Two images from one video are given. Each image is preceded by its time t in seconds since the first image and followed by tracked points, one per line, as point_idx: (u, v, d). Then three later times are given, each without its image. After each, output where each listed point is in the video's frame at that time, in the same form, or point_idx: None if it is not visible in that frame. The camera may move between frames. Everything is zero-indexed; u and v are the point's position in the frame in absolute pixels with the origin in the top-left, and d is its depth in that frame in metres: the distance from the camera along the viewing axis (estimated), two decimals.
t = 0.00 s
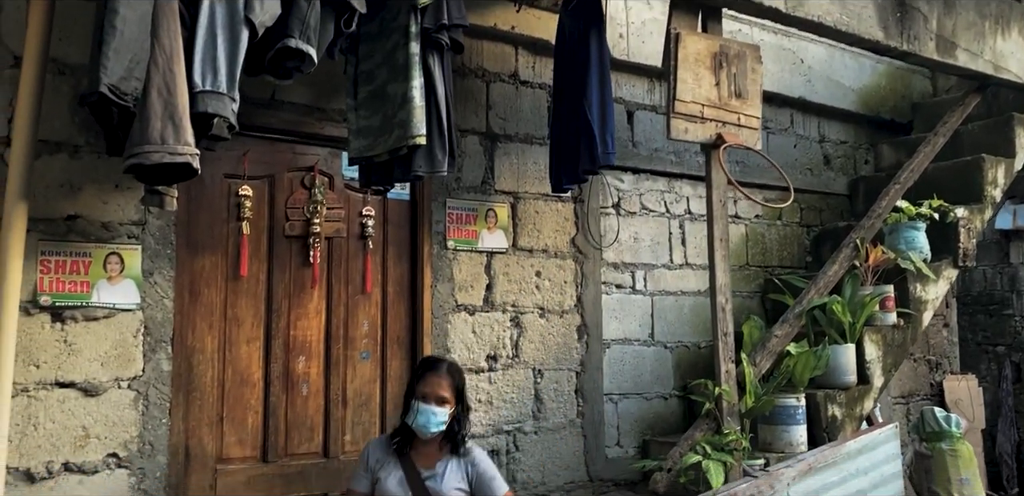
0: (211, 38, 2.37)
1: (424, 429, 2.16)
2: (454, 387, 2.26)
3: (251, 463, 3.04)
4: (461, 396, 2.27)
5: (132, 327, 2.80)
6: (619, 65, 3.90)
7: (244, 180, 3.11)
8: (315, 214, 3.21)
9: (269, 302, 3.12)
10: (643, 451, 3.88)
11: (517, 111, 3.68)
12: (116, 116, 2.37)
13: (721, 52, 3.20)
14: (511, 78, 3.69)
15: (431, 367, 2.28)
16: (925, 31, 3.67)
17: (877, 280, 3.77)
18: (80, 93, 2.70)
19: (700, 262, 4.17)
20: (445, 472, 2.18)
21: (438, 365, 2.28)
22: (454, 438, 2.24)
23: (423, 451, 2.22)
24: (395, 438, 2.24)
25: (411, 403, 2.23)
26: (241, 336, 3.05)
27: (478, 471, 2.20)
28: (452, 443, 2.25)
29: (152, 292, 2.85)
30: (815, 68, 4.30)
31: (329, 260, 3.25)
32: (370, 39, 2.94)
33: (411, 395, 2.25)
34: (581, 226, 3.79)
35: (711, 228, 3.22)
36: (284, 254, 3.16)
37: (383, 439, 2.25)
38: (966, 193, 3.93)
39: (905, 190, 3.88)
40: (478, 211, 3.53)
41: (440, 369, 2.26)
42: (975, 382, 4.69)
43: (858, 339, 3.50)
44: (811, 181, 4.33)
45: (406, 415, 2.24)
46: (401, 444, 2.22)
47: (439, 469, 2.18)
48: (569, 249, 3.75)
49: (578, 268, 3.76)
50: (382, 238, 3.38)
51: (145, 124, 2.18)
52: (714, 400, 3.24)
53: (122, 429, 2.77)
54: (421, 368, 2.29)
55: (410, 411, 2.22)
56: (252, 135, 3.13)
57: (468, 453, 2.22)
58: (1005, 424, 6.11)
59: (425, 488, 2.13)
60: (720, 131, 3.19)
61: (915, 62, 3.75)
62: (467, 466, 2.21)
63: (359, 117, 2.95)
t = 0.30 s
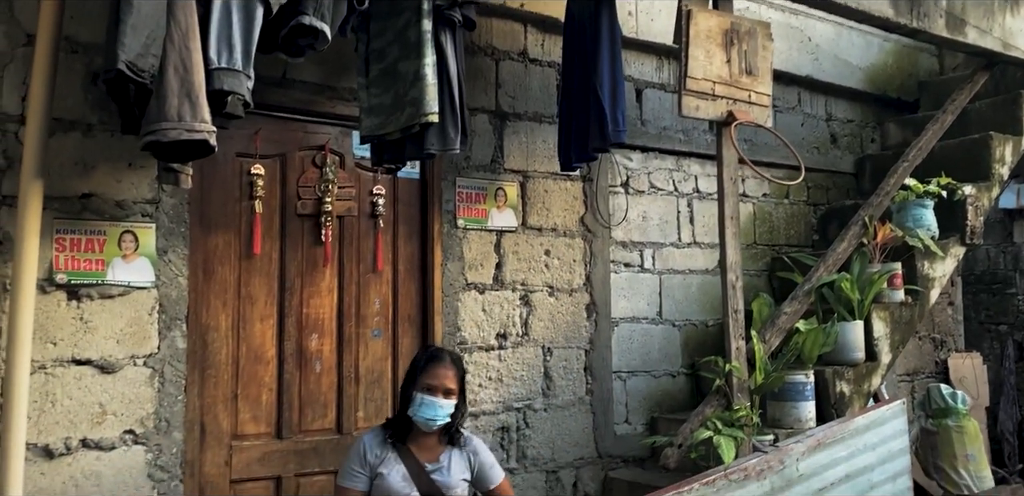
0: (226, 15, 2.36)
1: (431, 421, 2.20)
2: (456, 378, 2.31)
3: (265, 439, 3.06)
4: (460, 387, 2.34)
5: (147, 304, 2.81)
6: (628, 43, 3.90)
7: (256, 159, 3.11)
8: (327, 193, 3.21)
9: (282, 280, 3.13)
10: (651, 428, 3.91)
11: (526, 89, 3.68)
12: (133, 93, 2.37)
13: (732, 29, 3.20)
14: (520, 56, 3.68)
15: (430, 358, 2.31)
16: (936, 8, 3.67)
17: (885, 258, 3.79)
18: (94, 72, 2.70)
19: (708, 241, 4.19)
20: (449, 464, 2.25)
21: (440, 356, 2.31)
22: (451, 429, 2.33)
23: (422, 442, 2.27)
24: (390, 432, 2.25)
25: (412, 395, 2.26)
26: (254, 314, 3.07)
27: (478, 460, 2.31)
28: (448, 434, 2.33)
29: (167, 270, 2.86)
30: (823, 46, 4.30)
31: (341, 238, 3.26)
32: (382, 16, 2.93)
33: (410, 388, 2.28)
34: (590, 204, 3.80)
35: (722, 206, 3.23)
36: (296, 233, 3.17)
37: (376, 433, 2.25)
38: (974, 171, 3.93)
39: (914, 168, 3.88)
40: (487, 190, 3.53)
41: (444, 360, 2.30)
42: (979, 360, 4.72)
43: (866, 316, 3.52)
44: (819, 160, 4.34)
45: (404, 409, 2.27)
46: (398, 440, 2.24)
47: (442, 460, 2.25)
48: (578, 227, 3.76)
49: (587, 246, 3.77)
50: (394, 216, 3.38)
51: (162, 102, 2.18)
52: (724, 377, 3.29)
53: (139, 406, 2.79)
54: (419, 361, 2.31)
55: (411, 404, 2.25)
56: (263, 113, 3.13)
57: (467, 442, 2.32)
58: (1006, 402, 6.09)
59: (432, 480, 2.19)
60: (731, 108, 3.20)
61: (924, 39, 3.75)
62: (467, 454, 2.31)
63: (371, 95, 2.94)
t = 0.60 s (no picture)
0: None
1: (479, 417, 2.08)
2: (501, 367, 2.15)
3: (267, 416, 3.08)
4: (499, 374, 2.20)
5: (149, 282, 2.82)
6: (626, 21, 3.90)
7: (255, 137, 3.11)
8: (326, 171, 3.21)
9: (283, 258, 3.14)
10: (648, 405, 3.94)
11: (524, 67, 3.68)
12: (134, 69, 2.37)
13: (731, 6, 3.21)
14: (518, 34, 3.68)
15: (480, 345, 2.13)
16: None
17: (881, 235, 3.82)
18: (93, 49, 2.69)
19: (704, 219, 4.21)
20: (482, 454, 2.15)
21: (489, 345, 2.13)
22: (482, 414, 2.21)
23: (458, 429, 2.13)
24: (426, 421, 2.10)
25: (457, 384, 2.10)
26: (256, 291, 3.08)
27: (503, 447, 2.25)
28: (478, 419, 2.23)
29: (168, 248, 2.86)
30: (819, 25, 4.31)
31: (341, 216, 3.26)
32: None
33: (454, 378, 2.11)
34: (588, 183, 3.81)
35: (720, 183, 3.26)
36: (296, 211, 3.17)
37: (412, 420, 2.08)
38: (969, 149, 3.96)
39: (909, 146, 3.90)
40: (486, 168, 3.54)
41: (495, 350, 2.13)
42: (972, 337, 4.77)
43: (862, 293, 3.56)
44: (815, 138, 4.36)
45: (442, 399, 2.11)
46: (435, 430, 2.09)
47: (476, 450, 2.15)
48: (577, 206, 3.78)
49: (585, 225, 3.79)
50: (393, 195, 3.38)
51: (165, 79, 2.18)
52: (722, 353, 3.32)
53: (142, 384, 2.80)
54: (462, 349, 2.12)
55: (457, 394, 2.10)
56: (263, 91, 3.12)
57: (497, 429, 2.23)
58: (998, 380, 6.25)
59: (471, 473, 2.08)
60: (730, 85, 3.23)
61: (921, 17, 3.77)
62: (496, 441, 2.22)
63: (371, 73, 2.94)
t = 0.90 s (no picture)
0: None
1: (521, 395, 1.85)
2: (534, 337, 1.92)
3: (262, 394, 3.08)
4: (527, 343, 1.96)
5: (142, 259, 2.81)
6: None
7: (247, 114, 3.09)
8: (319, 149, 3.20)
9: (276, 236, 3.13)
10: (640, 382, 3.98)
11: (516, 45, 3.68)
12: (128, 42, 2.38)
13: None
14: (510, 12, 3.68)
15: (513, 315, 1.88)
16: None
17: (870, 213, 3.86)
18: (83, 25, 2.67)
19: (695, 198, 4.23)
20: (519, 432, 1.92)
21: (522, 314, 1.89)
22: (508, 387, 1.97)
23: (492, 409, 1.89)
24: (461, 405, 1.83)
25: (496, 363, 1.85)
26: (249, 269, 3.07)
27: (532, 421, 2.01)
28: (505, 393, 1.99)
29: (161, 226, 2.86)
30: (809, 4, 4.32)
31: (334, 194, 3.26)
32: None
33: (490, 359, 1.85)
34: (580, 161, 3.82)
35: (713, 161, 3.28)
36: (289, 189, 3.17)
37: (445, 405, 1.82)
38: (957, 128, 4.00)
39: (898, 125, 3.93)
40: (479, 146, 3.54)
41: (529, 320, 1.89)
42: (958, 314, 4.84)
43: (852, 270, 3.60)
44: (805, 118, 4.38)
45: (479, 382, 1.85)
46: (473, 415, 1.83)
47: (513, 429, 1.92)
48: (569, 184, 3.79)
49: (578, 203, 3.80)
50: (386, 172, 3.38)
51: (158, 53, 2.16)
52: (713, 329, 3.37)
53: (136, 361, 2.80)
54: (495, 327, 1.86)
55: (496, 374, 1.85)
56: (254, 68, 3.10)
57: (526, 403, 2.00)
58: (981, 358, 6.30)
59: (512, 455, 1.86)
60: (723, 63, 3.25)
61: None
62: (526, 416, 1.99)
63: (363, 49, 2.93)
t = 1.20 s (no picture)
0: None
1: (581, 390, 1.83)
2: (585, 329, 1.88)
3: (250, 372, 3.07)
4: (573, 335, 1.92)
5: (128, 238, 2.79)
6: None
7: (232, 91, 3.06)
8: (305, 126, 3.18)
9: (262, 214, 3.11)
10: (627, 359, 4.00)
11: (503, 22, 3.66)
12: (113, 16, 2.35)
13: None
14: None
15: (567, 311, 1.83)
16: None
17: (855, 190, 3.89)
18: None
19: (682, 176, 4.24)
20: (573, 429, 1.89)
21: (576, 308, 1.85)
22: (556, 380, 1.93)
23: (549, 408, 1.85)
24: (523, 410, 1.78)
25: (559, 364, 1.80)
26: (236, 247, 3.05)
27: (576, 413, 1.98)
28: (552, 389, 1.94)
29: (147, 203, 2.83)
30: None
31: (320, 172, 3.23)
32: None
33: (556, 359, 1.79)
34: (567, 139, 3.81)
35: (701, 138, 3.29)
36: (275, 166, 3.14)
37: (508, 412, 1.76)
38: (941, 106, 4.03)
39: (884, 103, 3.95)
40: (466, 124, 3.52)
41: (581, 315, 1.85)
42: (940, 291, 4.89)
43: (837, 247, 3.63)
44: (790, 96, 4.39)
45: (548, 386, 1.80)
46: (534, 420, 1.78)
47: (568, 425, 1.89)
48: (556, 162, 3.78)
49: (565, 181, 3.80)
50: (373, 149, 3.36)
51: (143, 27, 2.14)
52: (701, 306, 3.41)
53: (123, 340, 2.78)
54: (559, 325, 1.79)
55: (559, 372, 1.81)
56: (239, 44, 3.07)
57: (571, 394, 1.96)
58: (960, 336, 6.42)
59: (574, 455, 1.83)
60: (711, 40, 3.27)
61: None
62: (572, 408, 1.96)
63: (350, 25, 2.90)
